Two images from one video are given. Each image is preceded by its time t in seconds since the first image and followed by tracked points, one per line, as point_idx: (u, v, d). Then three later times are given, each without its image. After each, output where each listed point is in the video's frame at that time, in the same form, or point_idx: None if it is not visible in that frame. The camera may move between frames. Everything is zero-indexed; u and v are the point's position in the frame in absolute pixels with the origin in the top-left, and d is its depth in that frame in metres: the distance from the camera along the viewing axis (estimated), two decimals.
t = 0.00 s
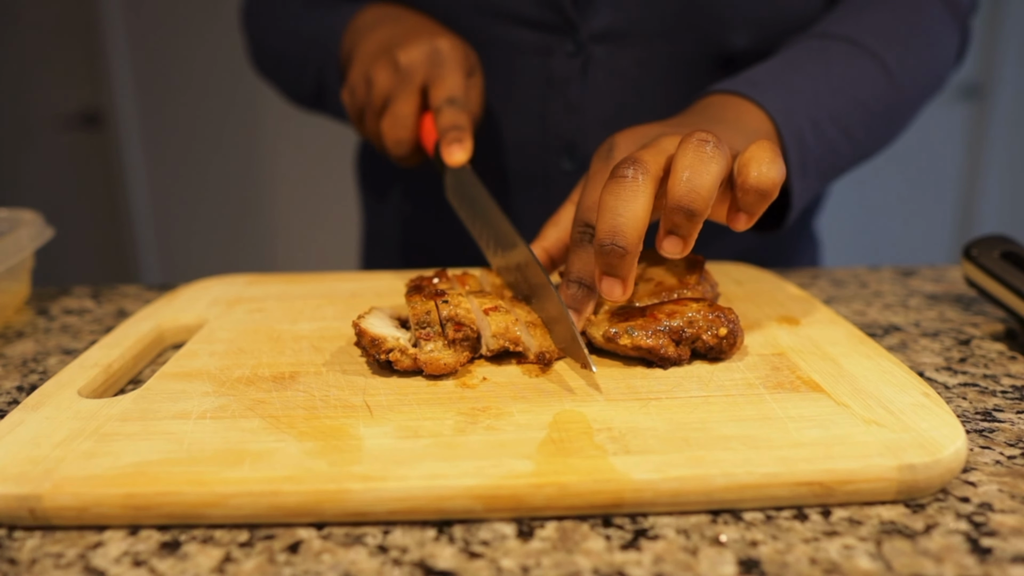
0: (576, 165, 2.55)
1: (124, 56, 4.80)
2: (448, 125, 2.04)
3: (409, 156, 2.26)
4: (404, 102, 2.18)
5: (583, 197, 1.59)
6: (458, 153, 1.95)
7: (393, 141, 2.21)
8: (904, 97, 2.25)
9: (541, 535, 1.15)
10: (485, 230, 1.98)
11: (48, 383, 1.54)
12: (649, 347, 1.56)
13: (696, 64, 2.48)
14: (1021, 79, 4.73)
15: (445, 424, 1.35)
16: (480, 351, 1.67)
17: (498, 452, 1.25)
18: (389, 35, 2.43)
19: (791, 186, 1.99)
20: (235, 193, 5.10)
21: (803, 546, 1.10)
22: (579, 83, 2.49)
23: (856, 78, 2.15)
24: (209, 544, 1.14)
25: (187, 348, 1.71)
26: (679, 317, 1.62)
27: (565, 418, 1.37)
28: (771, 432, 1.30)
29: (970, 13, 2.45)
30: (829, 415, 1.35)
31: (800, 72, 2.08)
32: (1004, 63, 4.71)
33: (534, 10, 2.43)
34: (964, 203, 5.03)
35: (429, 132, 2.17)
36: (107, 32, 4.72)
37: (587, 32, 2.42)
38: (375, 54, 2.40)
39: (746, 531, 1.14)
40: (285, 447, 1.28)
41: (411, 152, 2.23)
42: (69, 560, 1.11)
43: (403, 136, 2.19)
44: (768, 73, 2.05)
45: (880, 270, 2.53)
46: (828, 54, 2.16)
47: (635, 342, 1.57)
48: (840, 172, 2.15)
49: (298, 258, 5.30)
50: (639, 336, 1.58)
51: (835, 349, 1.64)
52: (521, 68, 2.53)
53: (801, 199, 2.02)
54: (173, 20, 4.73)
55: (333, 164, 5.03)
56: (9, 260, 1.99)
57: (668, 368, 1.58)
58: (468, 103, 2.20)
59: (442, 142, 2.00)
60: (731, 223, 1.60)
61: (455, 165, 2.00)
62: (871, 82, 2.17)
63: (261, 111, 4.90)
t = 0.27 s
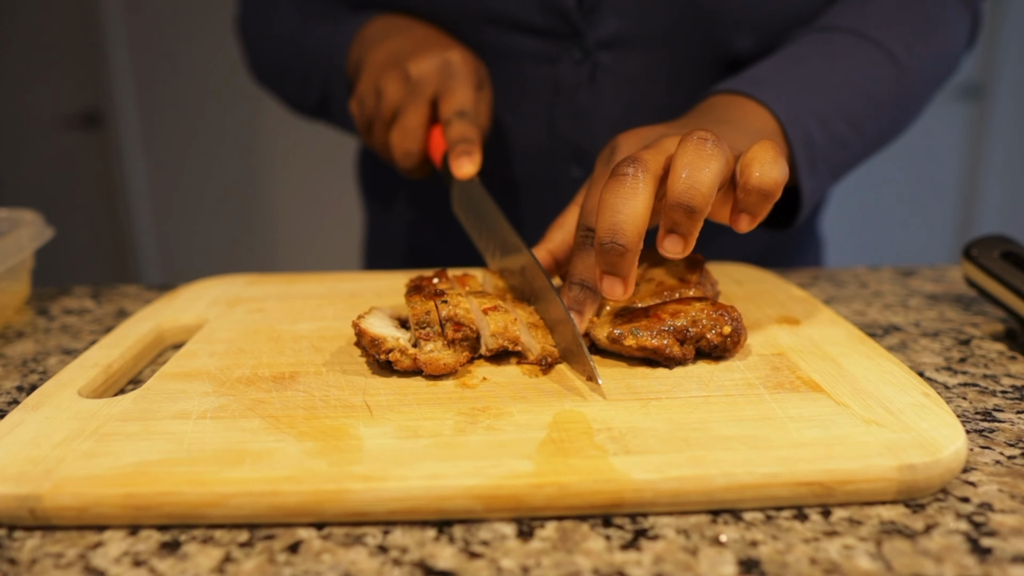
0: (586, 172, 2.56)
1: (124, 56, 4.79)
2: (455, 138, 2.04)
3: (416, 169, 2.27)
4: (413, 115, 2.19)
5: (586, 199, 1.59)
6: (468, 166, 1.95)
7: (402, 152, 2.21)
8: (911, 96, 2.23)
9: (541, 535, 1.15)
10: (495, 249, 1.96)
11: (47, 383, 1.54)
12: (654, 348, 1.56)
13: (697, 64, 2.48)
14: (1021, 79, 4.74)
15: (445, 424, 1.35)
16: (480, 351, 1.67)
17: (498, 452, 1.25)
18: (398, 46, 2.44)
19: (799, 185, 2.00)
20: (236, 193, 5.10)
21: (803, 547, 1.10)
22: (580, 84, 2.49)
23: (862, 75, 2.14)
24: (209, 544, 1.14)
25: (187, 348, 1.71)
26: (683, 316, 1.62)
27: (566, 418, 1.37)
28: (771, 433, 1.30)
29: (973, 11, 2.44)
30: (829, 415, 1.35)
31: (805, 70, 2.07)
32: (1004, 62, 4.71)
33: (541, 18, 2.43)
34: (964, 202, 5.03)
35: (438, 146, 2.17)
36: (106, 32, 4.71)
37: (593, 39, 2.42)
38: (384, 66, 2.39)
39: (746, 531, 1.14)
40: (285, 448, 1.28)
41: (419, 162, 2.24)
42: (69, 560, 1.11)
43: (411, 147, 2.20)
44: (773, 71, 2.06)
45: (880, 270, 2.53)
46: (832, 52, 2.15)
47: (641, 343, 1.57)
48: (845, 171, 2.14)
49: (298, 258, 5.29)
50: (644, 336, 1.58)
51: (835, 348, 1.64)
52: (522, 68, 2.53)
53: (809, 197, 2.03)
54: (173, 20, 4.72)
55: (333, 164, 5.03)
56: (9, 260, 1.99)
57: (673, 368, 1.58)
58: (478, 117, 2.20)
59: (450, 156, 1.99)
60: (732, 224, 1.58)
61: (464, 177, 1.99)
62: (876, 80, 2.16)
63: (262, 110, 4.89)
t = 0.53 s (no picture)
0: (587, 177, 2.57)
1: (124, 56, 4.79)
2: (458, 160, 2.07)
3: (418, 197, 2.26)
4: (417, 141, 2.19)
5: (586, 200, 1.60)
6: (469, 185, 1.98)
7: (404, 179, 2.21)
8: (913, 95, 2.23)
9: (541, 535, 1.15)
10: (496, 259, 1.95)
11: (47, 383, 1.54)
12: (656, 348, 1.56)
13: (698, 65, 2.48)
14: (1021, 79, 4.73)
15: (445, 424, 1.35)
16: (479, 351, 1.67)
17: (498, 452, 1.25)
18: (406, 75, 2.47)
19: (805, 185, 2.01)
20: (235, 193, 5.10)
21: (803, 547, 1.10)
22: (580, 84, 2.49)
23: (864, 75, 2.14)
24: (209, 544, 1.14)
25: (187, 348, 1.71)
26: (684, 316, 1.62)
27: (566, 418, 1.37)
28: (771, 432, 1.30)
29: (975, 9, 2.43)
30: (829, 414, 1.35)
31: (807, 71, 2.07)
32: (1003, 62, 4.70)
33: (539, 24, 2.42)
34: (964, 202, 5.03)
35: (440, 173, 2.18)
36: (107, 32, 4.71)
37: (592, 43, 2.41)
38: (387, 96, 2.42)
39: (746, 531, 1.14)
40: (286, 447, 1.28)
41: (421, 190, 2.23)
42: (69, 560, 1.11)
43: (414, 173, 2.20)
44: (775, 72, 2.05)
45: (880, 270, 2.53)
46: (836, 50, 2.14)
47: (642, 343, 1.57)
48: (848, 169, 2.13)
49: (298, 258, 5.29)
50: (646, 337, 1.58)
51: (835, 348, 1.64)
52: (522, 69, 2.53)
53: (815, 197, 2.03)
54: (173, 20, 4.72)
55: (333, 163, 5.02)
56: (10, 260, 1.99)
57: (674, 368, 1.58)
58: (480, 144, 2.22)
59: (452, 176, 2.02)
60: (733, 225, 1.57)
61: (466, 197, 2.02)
62: (879, 80, 2.15)
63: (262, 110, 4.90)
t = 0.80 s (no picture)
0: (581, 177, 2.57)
1: (124, 57, 4.79)
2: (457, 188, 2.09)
3: (420, 231, 2.28)
4: (415, 179, 2.20)
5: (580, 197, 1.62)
6: (470, 212, 1.98)
7: (404, 215, 2.23)
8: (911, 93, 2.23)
9: (541, 535, 1.15)
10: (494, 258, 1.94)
11: (48, 383, 1.54)
12: (658, 347, 1.57)
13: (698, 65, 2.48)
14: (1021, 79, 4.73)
15: (445, 424, 1.35)
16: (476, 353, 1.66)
17: (498, 452, 1.25)
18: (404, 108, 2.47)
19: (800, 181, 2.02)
20: (235, 193, 5.09)
21: (803, 547, 1.10)
22: (581, 85, 2.49)
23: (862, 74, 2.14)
24: (209, 544, 1.14)
25: (187, 348, 1.71)
26: (687, 316, 1.62)
27: (566, 418, 1.37)
28: (771, 432, 1.30)
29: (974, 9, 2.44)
30: (829, 414, 1.35)
31: (806, 69, 2.07)
32: (1003, 62, 4.70)
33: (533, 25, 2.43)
34: (964, 202, 5.03)
35: (439, 206, 2.19)
36: (107, 32, 4.71)
37: (592, 43, 2.41)
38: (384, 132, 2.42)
39: (746, 531, 1.14)
40: (285, 448, 1.28)
41: (422, 224, 2.25)
42: (69, 560, 1.11)
43: (415, 210, 2.21)
44: (774, 71, 2.05)
45: (880, 270, 2.53)
46: (832, 49, 2.14)
47: (646, 342, 1.57)
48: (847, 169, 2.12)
49: (298, 258, 5.29)
50: (649, 335, 1.58)
51: (835, 348, 1.64)
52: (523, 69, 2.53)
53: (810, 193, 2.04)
54: (173, 21, 4.72)
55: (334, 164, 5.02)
56: (10, 260, 1.99)
57: (676, 367, 1.58)
58: (478, 172, 2.22)
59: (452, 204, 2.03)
60: (731, 212, 1.57)
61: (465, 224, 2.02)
62: (877, 79, 2.15)
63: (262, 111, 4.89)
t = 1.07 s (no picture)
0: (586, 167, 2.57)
1: (124, 57, 4.79)
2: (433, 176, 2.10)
3: (405, 219, 2.31)
4: (396, 168, 2.22)
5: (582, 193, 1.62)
6: (448, 201, 2.01)
7: (387, 204, 2.26)
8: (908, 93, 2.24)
9: (541, 535, 1.15)
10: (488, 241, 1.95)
11: (47, 383, 1.54)
12: (658, 346, 1.57)
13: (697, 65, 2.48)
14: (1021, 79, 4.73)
15: (445, 424, 1.35)
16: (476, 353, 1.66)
17: (498, 452, 1.25)
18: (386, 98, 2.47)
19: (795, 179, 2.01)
20: (235, 193, 5.10)
21: (803, 546, 1.10)
22: (582, 84, 2.50)
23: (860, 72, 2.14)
24: (209, 544, 1.14)
25: (187, 348, 1.71)
26: (688, 316, 1.62)
27: (565, 418, 1.37)
28: (771, 432, 1.30)
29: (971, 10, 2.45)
30: (829, 414, 1.35)
31: (804, 66, 2.07)
32: (1004, 62, 4.70)
33: (534, 15, 2.43)
34: (964, 202, 5.03)
35: (421, 195, 2.21)
36: (107, 32, 4.71)
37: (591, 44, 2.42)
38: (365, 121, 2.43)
39: (746, 531, 1.14)
40: (285, 447, 1.28)
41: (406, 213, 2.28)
42: (69, 560, 1.11)
43: (397, 198, 2.24)
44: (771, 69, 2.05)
45: (880, 270, 2.53)
46: (831, 49, 2.14)
47: (646, 341, 1.57)
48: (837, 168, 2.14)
49: (298, 258, 5.29)
50: (650, 335, 1.58)
51: (835, 348, 1.64)
52: (522, 69, 2.53)
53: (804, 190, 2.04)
54: (173, 21, 4.72)
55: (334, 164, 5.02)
56: (10, 260, 1.99)
57: (676, 367, 1.58)
58: (457, 160, 2.23)
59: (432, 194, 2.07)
60: (737, 211, 1.56)
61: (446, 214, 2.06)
62: (874, 78, 2.15)
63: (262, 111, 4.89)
